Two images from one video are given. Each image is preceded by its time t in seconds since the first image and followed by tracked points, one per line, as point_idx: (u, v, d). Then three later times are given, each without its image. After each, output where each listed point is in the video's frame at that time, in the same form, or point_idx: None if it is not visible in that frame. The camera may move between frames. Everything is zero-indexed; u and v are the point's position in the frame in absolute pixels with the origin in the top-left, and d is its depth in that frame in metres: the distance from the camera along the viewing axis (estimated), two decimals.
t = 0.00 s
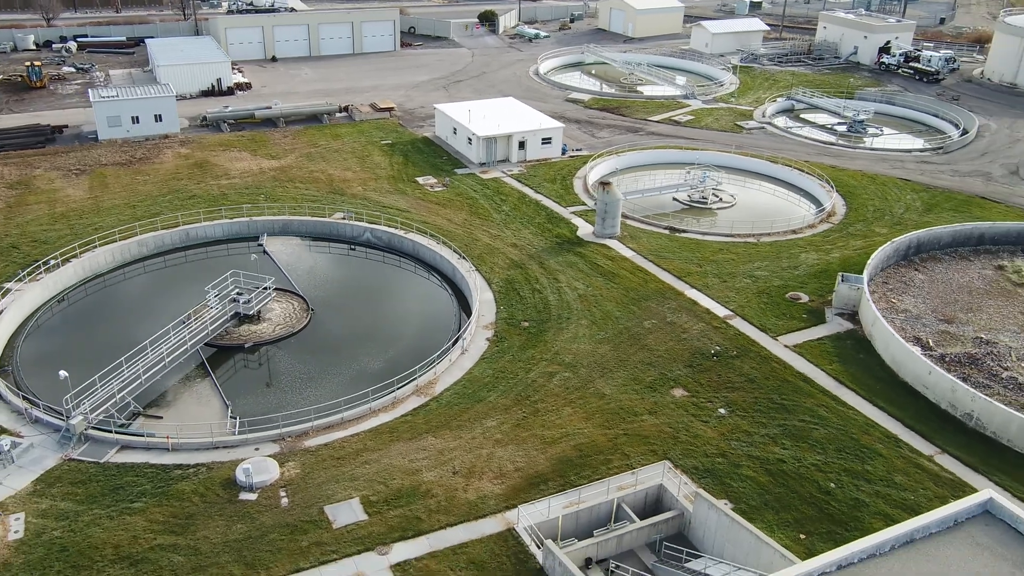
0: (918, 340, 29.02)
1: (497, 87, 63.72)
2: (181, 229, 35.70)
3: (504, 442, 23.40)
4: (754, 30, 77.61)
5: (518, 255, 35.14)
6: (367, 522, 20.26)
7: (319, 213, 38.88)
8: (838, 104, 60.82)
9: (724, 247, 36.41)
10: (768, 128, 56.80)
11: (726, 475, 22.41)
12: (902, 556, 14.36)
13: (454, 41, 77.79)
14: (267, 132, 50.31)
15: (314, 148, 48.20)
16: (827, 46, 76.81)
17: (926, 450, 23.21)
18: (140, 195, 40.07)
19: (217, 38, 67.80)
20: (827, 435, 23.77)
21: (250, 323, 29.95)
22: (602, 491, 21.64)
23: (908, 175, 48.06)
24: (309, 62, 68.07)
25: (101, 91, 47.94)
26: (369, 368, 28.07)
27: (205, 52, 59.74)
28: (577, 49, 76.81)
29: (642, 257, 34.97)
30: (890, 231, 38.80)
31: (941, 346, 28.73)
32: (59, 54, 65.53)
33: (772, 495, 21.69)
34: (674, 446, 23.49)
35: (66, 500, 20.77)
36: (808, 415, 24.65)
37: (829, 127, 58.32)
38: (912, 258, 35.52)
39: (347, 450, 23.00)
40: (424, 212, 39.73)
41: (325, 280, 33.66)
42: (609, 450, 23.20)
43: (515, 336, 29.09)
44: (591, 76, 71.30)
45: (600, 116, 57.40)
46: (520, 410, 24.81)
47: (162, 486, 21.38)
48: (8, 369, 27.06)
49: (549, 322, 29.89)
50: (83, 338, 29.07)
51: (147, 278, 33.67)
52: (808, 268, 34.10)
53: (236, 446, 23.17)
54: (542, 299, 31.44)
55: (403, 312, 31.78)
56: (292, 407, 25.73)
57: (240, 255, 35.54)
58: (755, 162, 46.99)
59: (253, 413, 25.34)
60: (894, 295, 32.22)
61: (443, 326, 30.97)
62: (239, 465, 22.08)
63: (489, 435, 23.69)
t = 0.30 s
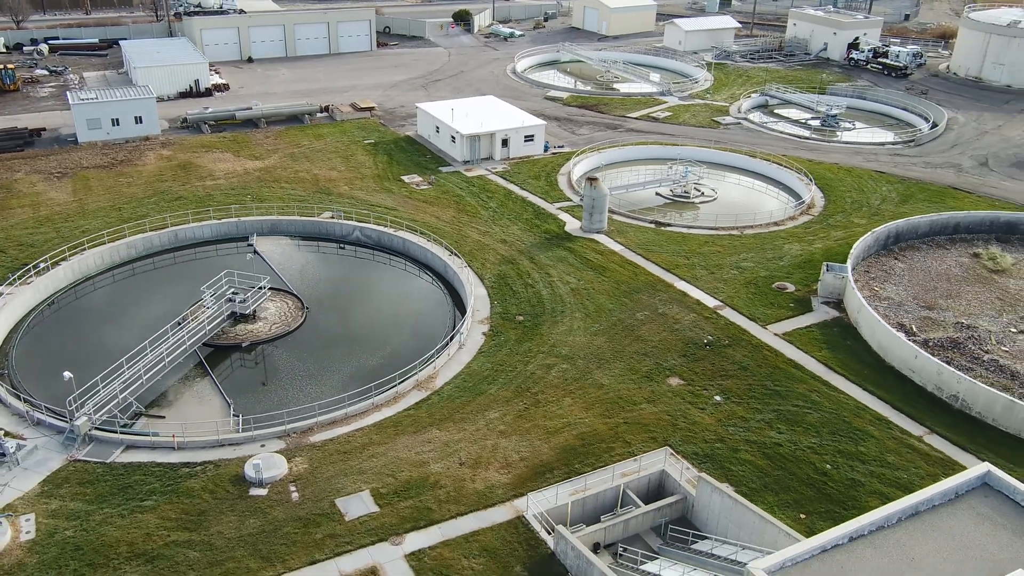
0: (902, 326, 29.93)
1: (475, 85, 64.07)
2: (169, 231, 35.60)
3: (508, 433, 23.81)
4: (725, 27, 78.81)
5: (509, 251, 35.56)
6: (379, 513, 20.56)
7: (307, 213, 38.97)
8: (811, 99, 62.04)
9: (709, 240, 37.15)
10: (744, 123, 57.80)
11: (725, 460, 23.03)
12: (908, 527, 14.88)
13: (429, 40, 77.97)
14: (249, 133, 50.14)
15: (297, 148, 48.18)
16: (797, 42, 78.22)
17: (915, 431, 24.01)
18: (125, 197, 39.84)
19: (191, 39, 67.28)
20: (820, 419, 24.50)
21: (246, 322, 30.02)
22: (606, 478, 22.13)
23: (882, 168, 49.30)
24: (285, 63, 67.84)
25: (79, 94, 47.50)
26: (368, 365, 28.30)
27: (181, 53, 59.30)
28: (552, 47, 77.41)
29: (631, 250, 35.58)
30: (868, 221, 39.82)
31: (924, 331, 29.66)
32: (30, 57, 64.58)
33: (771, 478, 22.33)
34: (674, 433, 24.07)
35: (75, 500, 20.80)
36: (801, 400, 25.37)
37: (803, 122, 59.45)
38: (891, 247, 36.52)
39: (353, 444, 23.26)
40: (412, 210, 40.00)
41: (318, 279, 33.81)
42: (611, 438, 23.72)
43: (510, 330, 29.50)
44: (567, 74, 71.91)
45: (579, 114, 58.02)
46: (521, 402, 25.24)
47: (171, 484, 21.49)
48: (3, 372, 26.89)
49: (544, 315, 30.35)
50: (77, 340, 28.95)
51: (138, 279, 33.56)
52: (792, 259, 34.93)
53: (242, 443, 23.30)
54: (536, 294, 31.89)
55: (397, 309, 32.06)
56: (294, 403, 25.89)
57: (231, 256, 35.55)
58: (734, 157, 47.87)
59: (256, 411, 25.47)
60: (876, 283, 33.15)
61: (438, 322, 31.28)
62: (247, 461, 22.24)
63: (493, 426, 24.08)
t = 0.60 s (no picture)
0: (885, 312, 30.85)
1: (453, 84, 64.38)
2: (158, 233, 35.51)
3: (511, 423, 24.25)
4: (697, 25, 79.93)
5: (498, 247, 35.99)
6: (389, 504, 20.89)
7: (295, 212, 39.04)
8: (783, 94, 63.24)
9: (693, 232, 37.90)
10: (720, 118, 58.79)
11: (723, 444, 23.68)
12: (913, 499, 15.50)
13: (404, 40, 78.07)
14: (230, 134, 49.97)
15: (279, 148, 48.14)
16: (767, 39, 79.55)
17: (903, 412, 24.87)
18: (109, 199, 39.60)
19: (166, 40, 66.77)
20: (812, 402, 25.27)
21: (241, 321, 30.11)
22: (609, 464, 22.67)
23: (856, 160, 50.52)
24: (261, 63, 67.57)
25: (57, 97, 47.05)
26: (366, 360, 28.55)
27: (157, 55, 58.85)
28: (527, 46, 77.95)
29: (618, 244, 36.18)
30: (846, 213, 40.86)
31: (906, 317, 30.61)
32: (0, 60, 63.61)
33: (767, 460, 23.03)
34: (672, 419, 24.68)
35: (84, 499, 20.88)
36: (792, 385, 26.12)
37: (777, 117, 60.58)
38: (870, 237, 37.52)
39: (358, 438, 23.54)
40: (399, 208, 40.26)
41: (310, 278, 33.95)
42: (611, 426, 24.27)
43: (505, 324, 29.92)
44: (544, 72, 72.47)
45: (558, 111, 58.61)
46: (521, 393, 25.70)
47: (180, 482, 21.63)
48: None
49: (537, 309, 30.83)
50: (71, 342, 28.83)
51: (128, 281, 33.49)
52: (775, 250, 35.79)
53: (247, 439, 23.47)
54: (528, 288, 32.36)
55: (390, 306, 32.30)
56: (296, 399, 26.09)
57: (220, 256, 35.56)
58: (713, 151, 48.74)
59: (258, 407, 25.63)
60: (857, 271, 34.08)
61: (432, 318, 31.62)
62: (254, 457, 22.44)
63: (495, 417, 24.50)
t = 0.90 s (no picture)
0: (868, 299, 31.77)
1: (432, 83, 64.63)
2: (147, 233, 35.45)
3: (513, 413, 24.70)
4: (670, 22, 80.92)
5: (489, 242, 36.42)
6: (399, 494, 21.25)
7: (283, 211, 39.12)
8: (757, 90, 64.38)
9: (679, 226, 38.63)
10: (698, 114, 59.73)
11: (720, 429, 24.35)
12: (913, 472, 16.18)
13: (380, 39, 78.12)
14: (212, 134, 49.82)
15: (263, 148, 48.11)
16: (739, 36, 80.80)
17: (891, 395, 25.73)
18: (94, 201, 39.38)
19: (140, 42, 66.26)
20: (803, 387, 26.03)
21: (237, 319, 30.21)
22: (611, 450, 23.22)
23: (831, 154, 51.69)
24: (238, 64, 67.27)
25: (36, 99, 46.60)
26: (365, 356, 28.84)
27: (133, 56, 58.39)
28: (504, 45, 78.41)
29: (606, 238, 36.79)
30: (825, 204, 41.88)
31: (888, 303, 31.56)
32: None
33: (764, 443, 23.74)
34: (670, 406, 25.30)
35: (95, 497, 20.98)
36: (784, 371, 26.87)
37: (752, 112, 61.62)
38: (850, 228, 38.50)
39: (364, 431, 23.86)
40: (387, 206, 40.53)
41: (303, 276, 34.12)
42: (611, 414, 24.82)
43: (500, 317, 30.36)
44: (521, 70, 73.01)
45: (538, 109, 59.15)
46: (521, 384, 26.17)
47: (189, 477, 21.81)
48: None
49: (531, 302, 31.32)
50: (66, 344, 28.73)
51: (120, 282, 33.41)
52: (759, 241, 36.62)
53: (253, 435, 23.65)
54: (520, 282, 32.83)
55: (385, 303, 32.61)
56: (298, 395, 26.33)
57: (211, 256, 35.58)
58: (692, 147, 49.60)
59: (261, 404, 25.83)
60: (840, 261, 35.01)
61: (428, 313, 31.97)
62: (262, 451, 22.67)
63: (497, 407, 24.96)
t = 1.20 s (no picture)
0: (850, 287, 32.71)
1: (410, 82, 64.85)
2: (135, 234, 35.40)
3: (513, 404, 25.18)
4: (643, 20, 81.85)
5: (478, 238, 36.83)
6: (407, 484, 21.64)
7: (270, 210, 39.19)
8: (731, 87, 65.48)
9: (663, 219, 39.36)
10: (674, 111, 60.61)
11: (716, 414, 25.02)
12: (910, 447, 16.90)
13: (356, 39, 78.09)
14: (193, 135, 49.66)
15: (245, 148, 48.05)
16: (711, 33, 81.95)
17: (877, 378, 26.62)
18: (79, 202, 39.17)
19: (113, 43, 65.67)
20: (793, 372, 26.83)
21: (232, 318, 30.32)
22: (612, 437, 23.78)
23: (806, 147, 52.84)
24: (214, 64, 66.92)
25: (14, 101, 46.14)
26: (363, 352, 29.12)
27: (109, 58, 57.91)
28: (479, 43, 78.80)
29: (594, 232, 37.40)
30: (803, 197, 42.89)
31: (870, 291, 32.53)
32: None
33: (758, 426, 24.45)
34: (666, 393, 25.94)
35: (104, 494, 21.09)
36: (774, 357, 27.65)
37: (727, 108, 62.65)
38: (829, 219, 39.50)
39: (368, 423, 24.19)
40: (374, 204, 40.77)
41: (295, 275, 34.26)
42: (609, 403, 25.39)
43: (494, 311, 30.79)
44: (497, 69, 73.46)
45: (517, 107, 59.65)
46: (520, 375, 26.66)
47: (197, 472, 21.99)
48: None
49: (524, 296, 31.81)
50: (61, 345, 28.68)
51: (111, 282, 33.31)
52: (742, 233, 37.47)
53: (257, 430, 23.86)
54: (511, 276, 33.31)
55: (380, 300, 32.94)
56: (298, 391, 26.54)
57: (200, 256, 35.61)
58: (671, 142, 50.46)
59: (262, 400, 26.01)
60: (821, 251, 35.97)
61: (422, 309, 32.30)
62: (269, 445, 22.91)
63: (498, 398, 25.42)
